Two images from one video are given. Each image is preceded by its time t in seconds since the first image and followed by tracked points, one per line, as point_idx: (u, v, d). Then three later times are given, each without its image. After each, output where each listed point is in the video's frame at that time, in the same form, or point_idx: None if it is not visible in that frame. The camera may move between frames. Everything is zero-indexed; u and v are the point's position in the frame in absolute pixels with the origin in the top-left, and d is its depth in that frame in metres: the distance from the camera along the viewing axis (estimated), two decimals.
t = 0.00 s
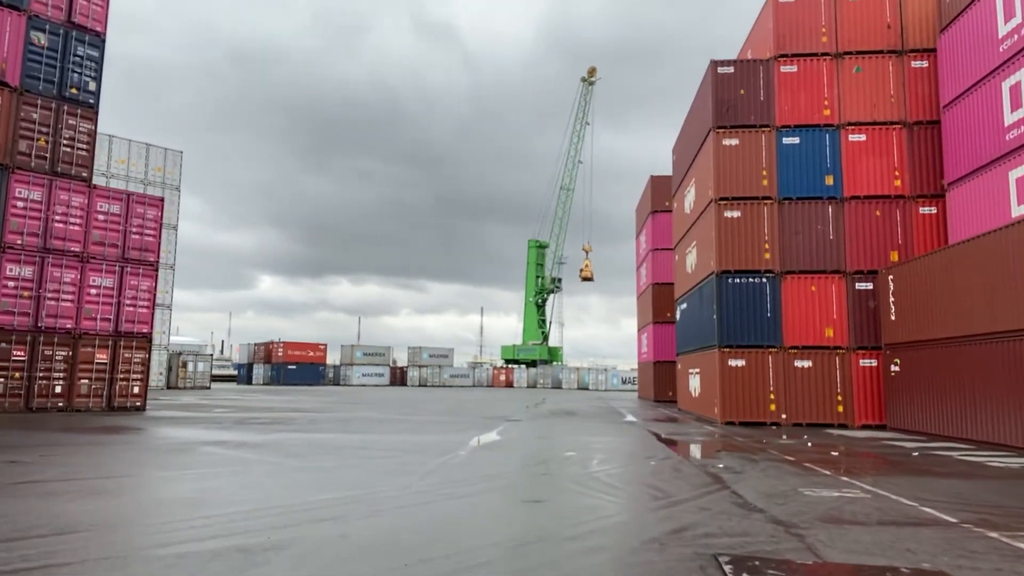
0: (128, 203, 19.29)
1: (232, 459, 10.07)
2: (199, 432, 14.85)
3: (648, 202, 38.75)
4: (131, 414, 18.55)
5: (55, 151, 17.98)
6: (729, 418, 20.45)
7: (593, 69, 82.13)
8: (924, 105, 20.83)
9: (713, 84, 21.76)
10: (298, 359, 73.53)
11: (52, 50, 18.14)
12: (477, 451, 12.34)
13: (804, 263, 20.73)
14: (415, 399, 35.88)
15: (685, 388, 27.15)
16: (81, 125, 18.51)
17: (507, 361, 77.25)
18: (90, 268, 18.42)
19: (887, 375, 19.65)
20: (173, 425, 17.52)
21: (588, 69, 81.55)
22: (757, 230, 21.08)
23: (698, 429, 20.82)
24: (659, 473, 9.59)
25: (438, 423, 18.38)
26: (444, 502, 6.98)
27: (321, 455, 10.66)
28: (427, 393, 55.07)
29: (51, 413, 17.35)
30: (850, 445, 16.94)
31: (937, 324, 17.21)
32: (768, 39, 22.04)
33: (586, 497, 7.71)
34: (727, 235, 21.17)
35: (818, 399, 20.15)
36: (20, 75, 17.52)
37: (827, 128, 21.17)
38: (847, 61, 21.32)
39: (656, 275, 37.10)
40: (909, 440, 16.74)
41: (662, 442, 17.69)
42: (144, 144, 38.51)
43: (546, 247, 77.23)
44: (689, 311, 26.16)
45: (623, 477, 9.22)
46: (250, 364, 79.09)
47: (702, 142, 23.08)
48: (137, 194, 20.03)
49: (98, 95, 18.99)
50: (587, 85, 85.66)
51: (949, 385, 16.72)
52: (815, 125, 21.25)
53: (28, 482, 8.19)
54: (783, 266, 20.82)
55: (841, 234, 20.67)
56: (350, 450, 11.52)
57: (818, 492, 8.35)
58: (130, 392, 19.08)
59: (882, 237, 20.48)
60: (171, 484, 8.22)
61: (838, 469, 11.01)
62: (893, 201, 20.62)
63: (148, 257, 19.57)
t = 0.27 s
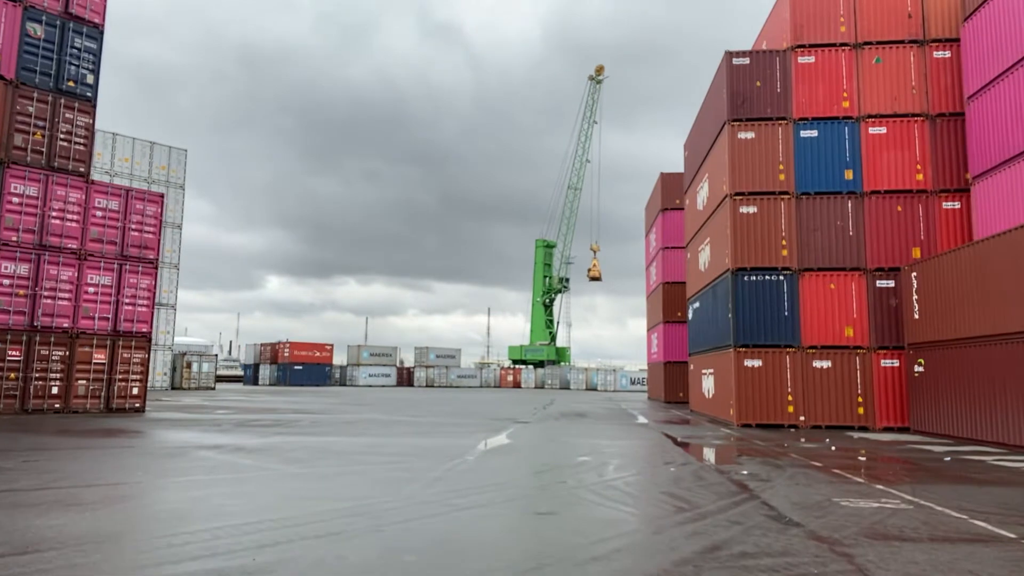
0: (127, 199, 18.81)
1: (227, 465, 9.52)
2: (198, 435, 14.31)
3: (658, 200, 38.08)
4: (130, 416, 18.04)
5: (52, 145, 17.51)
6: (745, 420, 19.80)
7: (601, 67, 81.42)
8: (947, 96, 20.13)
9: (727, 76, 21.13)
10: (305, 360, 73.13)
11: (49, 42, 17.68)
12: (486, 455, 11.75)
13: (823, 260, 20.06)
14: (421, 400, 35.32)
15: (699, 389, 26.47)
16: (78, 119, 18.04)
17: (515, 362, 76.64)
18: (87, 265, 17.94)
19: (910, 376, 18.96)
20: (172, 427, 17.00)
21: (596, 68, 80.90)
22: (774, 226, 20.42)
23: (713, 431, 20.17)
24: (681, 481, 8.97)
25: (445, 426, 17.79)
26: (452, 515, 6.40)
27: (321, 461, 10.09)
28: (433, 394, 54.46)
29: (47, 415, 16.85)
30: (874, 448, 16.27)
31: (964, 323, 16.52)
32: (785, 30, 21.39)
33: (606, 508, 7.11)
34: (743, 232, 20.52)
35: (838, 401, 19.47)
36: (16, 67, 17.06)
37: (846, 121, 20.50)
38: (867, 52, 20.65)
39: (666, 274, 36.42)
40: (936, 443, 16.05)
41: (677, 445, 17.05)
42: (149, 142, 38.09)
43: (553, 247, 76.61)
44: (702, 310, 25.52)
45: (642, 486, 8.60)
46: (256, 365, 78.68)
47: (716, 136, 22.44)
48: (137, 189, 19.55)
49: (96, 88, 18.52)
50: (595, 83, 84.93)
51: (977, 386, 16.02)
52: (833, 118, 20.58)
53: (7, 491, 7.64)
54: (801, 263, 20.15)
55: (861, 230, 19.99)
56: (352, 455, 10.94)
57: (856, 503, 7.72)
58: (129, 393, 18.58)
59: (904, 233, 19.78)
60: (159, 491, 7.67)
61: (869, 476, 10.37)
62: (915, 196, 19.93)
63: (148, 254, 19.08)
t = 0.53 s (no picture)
0: (124, 194, 18.27)
1: (220, 472, 8.93)
2: (193, 437, 13.74)
3: (668, 197, 37.38)
4: (127, 418, 17.50)
5: (46, 139, 16.98)
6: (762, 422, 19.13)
7: (609, 66, 80.63)
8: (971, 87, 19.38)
9: (743, 66, 20.46)
10: (310, 360, 72.71)
11: (42, 32, 17.16)
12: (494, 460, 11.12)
13: (842, 257, 19.37)
14: (427, 401, 34.76)
15: (712, 390, 25.80)
16: (73, 111, 17.51)
17: (521, 362, 76.00)
18: (83, 263, 17.41)
19: (934, 377, 18.23)
20: (169, 429, 16.44)
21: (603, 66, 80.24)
22: (791, 222, 19.74)
23: (728, 434, 19.49)
24: (706, 489, 8.31)
25: (451, 428, 17.18)
26: (461, 530, 5.78)
27: (320, 467, 9.49)
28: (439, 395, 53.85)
29: (41, 417, 16.32)
30: (898, 452, 15.56)
31: (992, 321, 15.79)
32: (802, 19, 20.71)
33: (628, 522, 6.47)
34: (758, 227, 19.85)
35: (859, 402, 18.76)
36: (8, 58, 16.55)
37: (866, 113, 19.81)
38: (887, 41, 19.94)
39: (677, 272, 35.74)
40: (964, 447, 15.33)
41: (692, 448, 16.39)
42: (151, 139, 37.59)
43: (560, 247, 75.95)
44: (715, 308, 24.86)
45: (665, 495, 7.95)
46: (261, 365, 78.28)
47: (730, 129, 21.78)
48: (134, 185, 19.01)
49: (91, 80, 17.98)
50: (602, 82, 84.27)
51: (1007, 388, 15.29)
52: (853, 110, 19.89)
53: None
54: (819, 260, 19.47)
55: (882, 225, 19.28)
56: (353, 461, 10.33)
57: (901, 515, 7.05)
58: (126, 394, 18.03)
59: (926, 228, 19.05)
60: (142, 501, 7.06)
61: (905, 484, 9.68)
62: (938, 190, 19.19)
63: (145, 251, 18.54)
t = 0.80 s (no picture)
0: (118, 189, 17.67)
1: (209, 480, 8.28)
2: (187, 441, 13.11)
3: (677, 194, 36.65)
4: (121, 420, 16.89)
5: (36, 131, 16.40)
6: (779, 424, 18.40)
7: (615, 64, 80.00)
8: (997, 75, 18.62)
9: (758, 55, 19.75)
10: (314, 361, 72.17)
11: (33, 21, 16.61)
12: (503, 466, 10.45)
13: (863, 252, 18.62)
14: (432, 402, 34.11)
15: (724, 391, 25.07)
16: (65, 103, 16.92)
17: (527, 363, 75.30)
18: (75, 259, 16.82)
19: (960, 377, 17.47)
20: (163, 432, 15.82)
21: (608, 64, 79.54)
22: (809, 216, 19.02)
23: (744, 436, 18.77)
24: (736, 499, 7.62)
25: (456, 431, 16.51)
26: (469, 552, 5.11)
27: (317, 475, 8.83)
28: (444, 396, 53.20)
29: (31, 420, 15.72)
30: (926, 456, 14.82)
31: None
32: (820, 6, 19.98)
33: (654, 540, 5.79)
34: (775, 222, 19.13)
35: (880, 404, 18.02)
36: None
37: (887, 103, 19.08)
38: (909, 28, 19.20)
39: (686, 270, 35.01)
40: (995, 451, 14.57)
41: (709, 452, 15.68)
42: (152, 136, 37.05)
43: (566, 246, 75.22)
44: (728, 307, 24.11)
45: (691, 506, 7.26)
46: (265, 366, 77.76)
47: (745, 121, 21.07)
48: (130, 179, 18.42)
49: (84, 70, 17.36)
50: (608, 80, 83.59)
51: None
52: (873, 100, 19.15)
53: None
54: (838, 256, 18.74)
55: (904, 219, 18.53)
56: (353, 467, 9.67)
57: (956, 531, 6.33)
58: (120, 396, 17.41)
59: (951, 222, 18.28)
60: (119, 514, 6.44)
61: (947, 493, 8.95)
62: (963, 182, 18.43)
63: (140, 248, 17.93)
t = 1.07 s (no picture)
0: (108, 182, 17.02)
1: (189, 492, 7.57)
2: (175, 446, 12.42)
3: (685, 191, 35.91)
4: (111, 423, 16.23)
5: (22, 121, 15.75)
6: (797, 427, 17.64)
7: (620, 61, 79.25)
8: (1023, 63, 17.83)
9: (774, 42, 19.00)
10: (317, 361, 71.53)
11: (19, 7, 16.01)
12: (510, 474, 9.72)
13: (884, 247, 17.85)
14: (435, 403, 33.39)
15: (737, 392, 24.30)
16: (53, 92, 16.29)
17: (532, 363, 74.56)
18: (63, 255, 16.16)
19: (986, 378, 16.69)
20: (154, 436, 15.13)
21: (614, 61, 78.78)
22: (828, 210, 18.25)
23: (760, 439, 18.01)
24: (769, 514, 6.87)
25: (460, 434, 15.78)
26: None
27: (308, 484, 8.12)
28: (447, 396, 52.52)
29: (16, 422, 15.06)
30: (955, 461, 14.04)
31: None
32: None
33: (685, 565, 5.05)
34: (792, 216, 18.37)
35: (903, 406, 17.24)
36: None
37: (908, 92, 18.31)
38: (930, 14, 18.43)
39: (695, 269, 34.24)
40: None
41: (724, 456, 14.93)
42: (151, 133, 36.48)
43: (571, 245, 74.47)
44: (741, 305, 23.35)
45: (720, 522, 6.53)
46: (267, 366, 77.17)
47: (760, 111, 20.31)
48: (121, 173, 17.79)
49: (73, 59, 16.74)
50: (613, 78, 82.82)
51: None
52: (894, 88, 18.38)
53: None
54: (859, 251, 17.97)
55: (927, 213, 17.76)
56: (348, 475, 8.95)
57: None
58: (111, 398, 16.73)
59: (976, 216, 17.50)
60: (81, 533, 5.72)
61: (995, 504, 8.20)
62: (989, 174, 17.64)
63: (132, 244, 17.27)
